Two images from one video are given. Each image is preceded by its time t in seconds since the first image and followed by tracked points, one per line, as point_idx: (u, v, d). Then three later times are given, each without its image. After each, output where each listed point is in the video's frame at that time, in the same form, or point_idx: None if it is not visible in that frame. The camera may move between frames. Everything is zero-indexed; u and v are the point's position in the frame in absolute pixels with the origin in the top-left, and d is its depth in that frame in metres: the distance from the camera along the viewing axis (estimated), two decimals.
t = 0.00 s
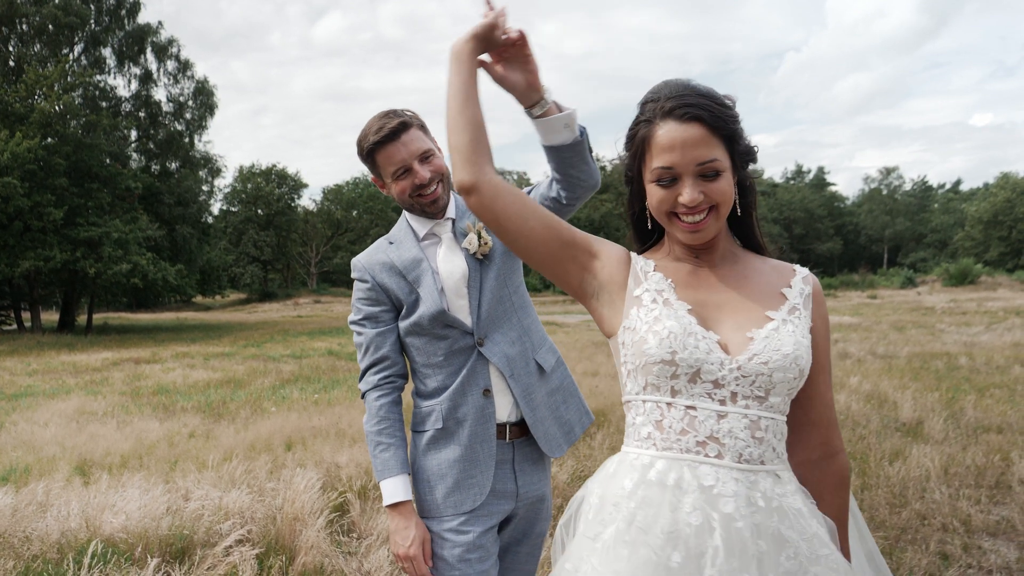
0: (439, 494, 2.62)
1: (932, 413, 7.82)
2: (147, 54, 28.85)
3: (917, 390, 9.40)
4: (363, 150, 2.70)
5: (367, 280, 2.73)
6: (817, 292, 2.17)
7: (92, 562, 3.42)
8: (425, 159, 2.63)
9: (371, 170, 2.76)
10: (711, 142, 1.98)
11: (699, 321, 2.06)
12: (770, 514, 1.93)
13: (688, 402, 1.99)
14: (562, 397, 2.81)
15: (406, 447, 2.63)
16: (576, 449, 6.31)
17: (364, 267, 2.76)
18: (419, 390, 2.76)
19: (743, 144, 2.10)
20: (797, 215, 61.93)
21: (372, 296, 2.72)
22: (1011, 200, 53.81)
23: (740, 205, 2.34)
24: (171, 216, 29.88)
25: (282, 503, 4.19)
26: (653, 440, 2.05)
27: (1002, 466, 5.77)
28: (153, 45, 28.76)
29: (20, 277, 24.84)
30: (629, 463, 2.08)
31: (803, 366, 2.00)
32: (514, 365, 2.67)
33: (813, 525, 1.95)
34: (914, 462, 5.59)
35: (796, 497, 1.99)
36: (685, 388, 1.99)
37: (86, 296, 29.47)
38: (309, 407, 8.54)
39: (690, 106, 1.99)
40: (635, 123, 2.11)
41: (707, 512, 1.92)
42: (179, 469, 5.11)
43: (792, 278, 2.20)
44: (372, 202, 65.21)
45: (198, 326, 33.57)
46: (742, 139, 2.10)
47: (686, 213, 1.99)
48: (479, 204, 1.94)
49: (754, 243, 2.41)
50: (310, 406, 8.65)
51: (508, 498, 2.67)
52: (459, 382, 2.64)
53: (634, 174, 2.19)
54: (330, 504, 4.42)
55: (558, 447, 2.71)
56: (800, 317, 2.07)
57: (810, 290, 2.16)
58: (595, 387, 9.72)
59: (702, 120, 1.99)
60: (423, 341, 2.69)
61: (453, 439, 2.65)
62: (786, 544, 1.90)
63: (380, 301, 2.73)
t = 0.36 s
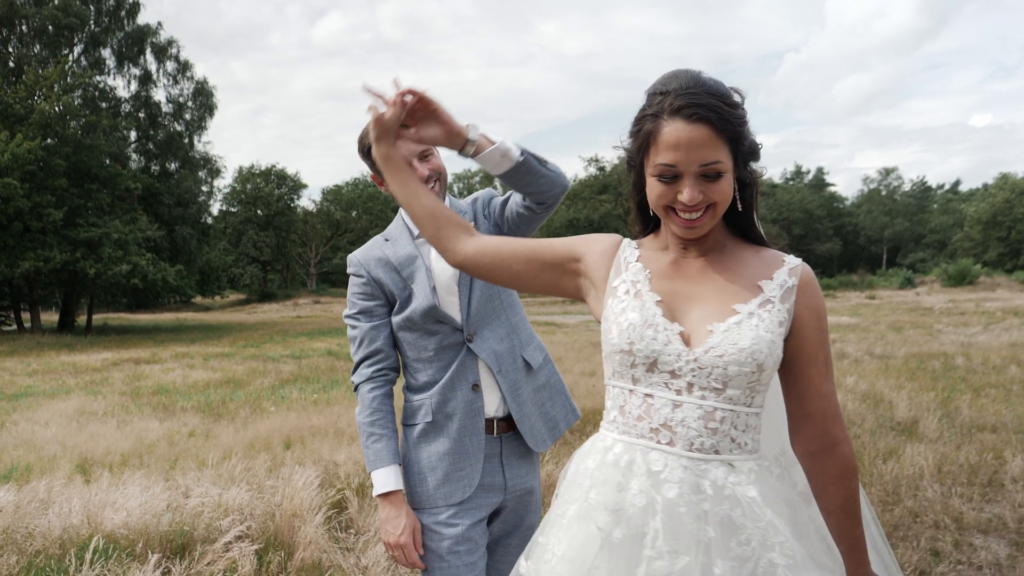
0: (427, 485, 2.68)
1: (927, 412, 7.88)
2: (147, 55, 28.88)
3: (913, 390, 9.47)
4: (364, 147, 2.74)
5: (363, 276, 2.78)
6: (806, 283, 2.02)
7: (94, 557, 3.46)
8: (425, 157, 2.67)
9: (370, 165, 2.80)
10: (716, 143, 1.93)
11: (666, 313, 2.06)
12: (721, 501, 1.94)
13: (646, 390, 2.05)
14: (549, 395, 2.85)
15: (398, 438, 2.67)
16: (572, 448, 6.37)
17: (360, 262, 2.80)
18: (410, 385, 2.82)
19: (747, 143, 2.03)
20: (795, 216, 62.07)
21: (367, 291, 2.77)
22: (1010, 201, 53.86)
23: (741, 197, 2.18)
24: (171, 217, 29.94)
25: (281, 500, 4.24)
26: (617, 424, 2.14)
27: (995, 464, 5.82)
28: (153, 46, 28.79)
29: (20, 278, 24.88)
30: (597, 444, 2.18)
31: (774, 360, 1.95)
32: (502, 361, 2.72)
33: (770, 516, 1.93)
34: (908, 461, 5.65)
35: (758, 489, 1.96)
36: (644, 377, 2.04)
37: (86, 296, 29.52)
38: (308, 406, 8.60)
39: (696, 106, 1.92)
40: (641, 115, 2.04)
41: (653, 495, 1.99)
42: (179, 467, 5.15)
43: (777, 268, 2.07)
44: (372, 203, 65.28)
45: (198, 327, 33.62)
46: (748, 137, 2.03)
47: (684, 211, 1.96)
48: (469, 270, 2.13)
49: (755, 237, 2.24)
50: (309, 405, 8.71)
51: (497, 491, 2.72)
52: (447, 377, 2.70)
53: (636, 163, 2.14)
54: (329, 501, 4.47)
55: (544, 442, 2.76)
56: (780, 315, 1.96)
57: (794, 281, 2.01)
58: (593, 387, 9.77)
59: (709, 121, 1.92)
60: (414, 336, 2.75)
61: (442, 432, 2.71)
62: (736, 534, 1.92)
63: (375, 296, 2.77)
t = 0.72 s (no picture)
0: (419, 476, 2.72)
1: (922, 411, 7.94)
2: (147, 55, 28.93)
3: (909, 389, 9.53)
4: (360, 148, 2.81)
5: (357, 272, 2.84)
6: (761, 279, 1.99)
7: (96, 552, 3.51)
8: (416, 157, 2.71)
9: (366, 164, 2.86)
10: (697, 142, 1.95)
11: (619, 306, 2.13)
12: (653, 487, 2.01)
13: (595, 380, 2.14)
14: (535, 396, 2.90)
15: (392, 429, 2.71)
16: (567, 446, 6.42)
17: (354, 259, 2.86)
18: (402, 381, 2.87)
19: (729, 142, 2.05)
20: (795, 216, 62.19)
21: (361, 286, 2.83)
22: (1009, 201, 53.91)
23: (716, 194, 2.18)
24: (171, 217, 29.98)
25: (280, 495, 4.30)
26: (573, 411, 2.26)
27: (989, 462, 5.87)
28: (152, 47, 28.84)
29: (19, 278, 24.91)
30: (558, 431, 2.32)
31: (724, 351, 1.97)
32: (488, 359, 2.76)
33: (704, 503, 1.95)
34: (902, 459, 5.70)
35: (695, 479, 1.98)
36: (593, 367, 2.14)
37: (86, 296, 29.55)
38: (307, 405, 8.66)
39: (679, 106, 1.95)
40: (626, 107, 2.06)
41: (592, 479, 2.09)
42: (179, 465, 5.19)
43: (733, 265, 2.06)
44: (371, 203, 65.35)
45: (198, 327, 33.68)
46: (730, 136, 2.05)
47: (660, 206, 2.00)
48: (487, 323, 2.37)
49: (730, 235, 2.23)
50: (309, 404, 8.76)
51: (487, 482, 2.77)
52: (436, 373, 2.75)
53: (617, 156, 2.18)
54: (328, 496, 4.52)
55: (528, 441, 2.82)
56: (726, 309, 1.95)
57: (748, 278, 1.99)
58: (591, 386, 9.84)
59: (693, 119, 1.95)
60: (405, 332, 2.78)
61: (432, 426, 2.76)
62: (673, 521, 1.97)
63: (369, 291, 2.81)
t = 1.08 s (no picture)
0: (408, 469, 2.78)
1: (917, 410, 8.00)
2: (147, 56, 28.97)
3: (905, 388, 9.58)
4: (355, 145, 2.88)
5: (350, 270, 2.97)
6: (703, 290, 1.96)
7: (97, 546, 3.56)
8: (403, 156, 2.76)
9: (361, 163, 2.92)
10: (661, 149, 1.99)
11: (569, 310, 2.19)
12: (580, 478, 2.06)
13: (543, 377, 2.23)
14: (524, 403, 2.87)
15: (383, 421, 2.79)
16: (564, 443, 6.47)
17: (350, 257, 2.98)
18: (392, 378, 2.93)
19: (691, 152, 2.08)
20: (794, 217, 62.32)
21: (354, 283, 2.96)
22: (1008, 201, 53.99)
23: (676, 202, 2.20)
24: (170, 218, 30.03)
25: (280, 491, 4.35)
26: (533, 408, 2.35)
27: (983, 459, 5.92)
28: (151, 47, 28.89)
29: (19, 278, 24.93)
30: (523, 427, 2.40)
31: (662, 355, 1.99)
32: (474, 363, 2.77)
33: (623, 498, 1.97)
34: (897, 457, 5.74)
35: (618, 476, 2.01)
36: (542, 365, 2.23)
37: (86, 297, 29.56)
38: (307, 403, 8.70)
39: (645, 111, 1.97)
40: (593, 112, 2.10)
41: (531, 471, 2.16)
42: (179, 462, 5.24)
43: (679, 272, 2.05)
44: (371, 204, 65.39)
45: (197, 327, 33.80)
46: (692, 146, 2.08)
47: (621, 209, 2.04)
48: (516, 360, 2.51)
49: (690, 243, 2.23)
50: (308, 403, 8.80)
51: (477, 476, 2.83)
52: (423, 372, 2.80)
53: (583, 159, 2.21)
54: (327, 492, 4.57)
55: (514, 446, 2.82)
56: (660, 313, 1.96)
57: (688, 286, 1.97)
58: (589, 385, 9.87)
59: (656, 126, 1.98)
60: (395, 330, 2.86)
61: (419, 424, 2.81)
62: (595, 517, 1.99)
63: (361, 289, 2.96)
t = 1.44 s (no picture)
0: (396, 463, 2.82)
1: (914, 409, 8.04)
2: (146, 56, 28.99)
3: (902, 387, 9.63)
4: (355, 146, 2.94)
5: (347, 268, 3.04)
6: (653, 298, 1.86)
7: (101, 543, 3.60)
8: (400, 154, 2.81)
9: (360, 162, 2.97)
10: (615, 159, 2.01)
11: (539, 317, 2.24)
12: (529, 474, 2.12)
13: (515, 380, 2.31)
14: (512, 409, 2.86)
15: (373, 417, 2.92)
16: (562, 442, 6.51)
17: (348, 255, 3.05)
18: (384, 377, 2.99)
19: (652, 160, 2.07)
20: (794, 217, 62.42)
21: (350, 282, 3.02)
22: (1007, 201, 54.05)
23: (640, 211, 2.20)
24: (170, 217, 30.06)
25: (280, 488, 4.38)
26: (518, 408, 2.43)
27: (978, 458, 5.96)
28: (151, 47, 28.91)
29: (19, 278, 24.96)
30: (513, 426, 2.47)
31: (611, 362, 1.99)
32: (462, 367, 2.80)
33: (555, 498, 2.01)
34: (892, 455, 5.79)
35: (557, 474, 2.05)
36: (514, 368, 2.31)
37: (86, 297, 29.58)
38: (306, 403, 8.74)
39: (601, 123, 1.99)
40: (554, 123, 2.13)
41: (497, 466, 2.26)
42: (181, 460, 5.28)
43: (631, 279, 2.04)
44: (370, 204, 65.43)
45: (197, 326, 33.87)
46: (653, 155, 2.08)
47: (581, 217, 2.07)
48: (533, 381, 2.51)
49: (657, 252, 2.22)
50: (308, 402, 8.84)
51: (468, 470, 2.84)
52: (414, 373, 2.84)
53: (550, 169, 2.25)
54: (328, 490, 4.61)
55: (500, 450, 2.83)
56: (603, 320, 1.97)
57: (635, 294, 1.92)
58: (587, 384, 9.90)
59: (610, 136, 1.99)
60: (389, 329, 2.92)
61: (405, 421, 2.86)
62: (535, 513, 2.03)
63: (357, 288, 3.02)
